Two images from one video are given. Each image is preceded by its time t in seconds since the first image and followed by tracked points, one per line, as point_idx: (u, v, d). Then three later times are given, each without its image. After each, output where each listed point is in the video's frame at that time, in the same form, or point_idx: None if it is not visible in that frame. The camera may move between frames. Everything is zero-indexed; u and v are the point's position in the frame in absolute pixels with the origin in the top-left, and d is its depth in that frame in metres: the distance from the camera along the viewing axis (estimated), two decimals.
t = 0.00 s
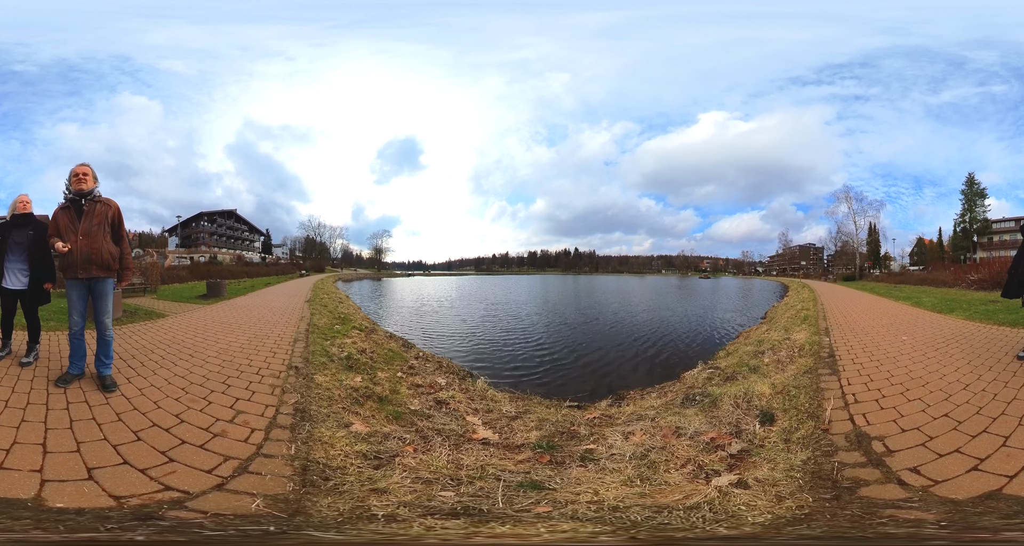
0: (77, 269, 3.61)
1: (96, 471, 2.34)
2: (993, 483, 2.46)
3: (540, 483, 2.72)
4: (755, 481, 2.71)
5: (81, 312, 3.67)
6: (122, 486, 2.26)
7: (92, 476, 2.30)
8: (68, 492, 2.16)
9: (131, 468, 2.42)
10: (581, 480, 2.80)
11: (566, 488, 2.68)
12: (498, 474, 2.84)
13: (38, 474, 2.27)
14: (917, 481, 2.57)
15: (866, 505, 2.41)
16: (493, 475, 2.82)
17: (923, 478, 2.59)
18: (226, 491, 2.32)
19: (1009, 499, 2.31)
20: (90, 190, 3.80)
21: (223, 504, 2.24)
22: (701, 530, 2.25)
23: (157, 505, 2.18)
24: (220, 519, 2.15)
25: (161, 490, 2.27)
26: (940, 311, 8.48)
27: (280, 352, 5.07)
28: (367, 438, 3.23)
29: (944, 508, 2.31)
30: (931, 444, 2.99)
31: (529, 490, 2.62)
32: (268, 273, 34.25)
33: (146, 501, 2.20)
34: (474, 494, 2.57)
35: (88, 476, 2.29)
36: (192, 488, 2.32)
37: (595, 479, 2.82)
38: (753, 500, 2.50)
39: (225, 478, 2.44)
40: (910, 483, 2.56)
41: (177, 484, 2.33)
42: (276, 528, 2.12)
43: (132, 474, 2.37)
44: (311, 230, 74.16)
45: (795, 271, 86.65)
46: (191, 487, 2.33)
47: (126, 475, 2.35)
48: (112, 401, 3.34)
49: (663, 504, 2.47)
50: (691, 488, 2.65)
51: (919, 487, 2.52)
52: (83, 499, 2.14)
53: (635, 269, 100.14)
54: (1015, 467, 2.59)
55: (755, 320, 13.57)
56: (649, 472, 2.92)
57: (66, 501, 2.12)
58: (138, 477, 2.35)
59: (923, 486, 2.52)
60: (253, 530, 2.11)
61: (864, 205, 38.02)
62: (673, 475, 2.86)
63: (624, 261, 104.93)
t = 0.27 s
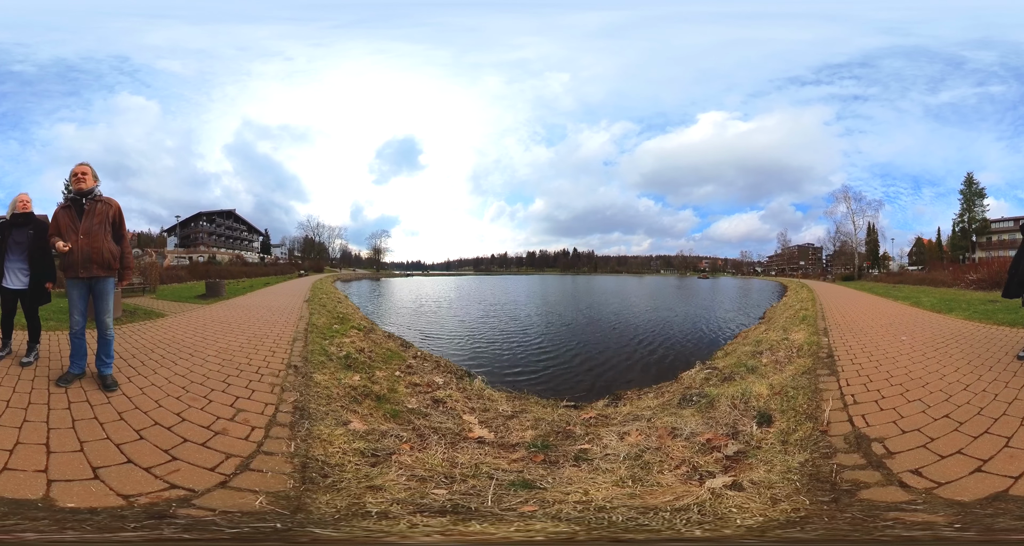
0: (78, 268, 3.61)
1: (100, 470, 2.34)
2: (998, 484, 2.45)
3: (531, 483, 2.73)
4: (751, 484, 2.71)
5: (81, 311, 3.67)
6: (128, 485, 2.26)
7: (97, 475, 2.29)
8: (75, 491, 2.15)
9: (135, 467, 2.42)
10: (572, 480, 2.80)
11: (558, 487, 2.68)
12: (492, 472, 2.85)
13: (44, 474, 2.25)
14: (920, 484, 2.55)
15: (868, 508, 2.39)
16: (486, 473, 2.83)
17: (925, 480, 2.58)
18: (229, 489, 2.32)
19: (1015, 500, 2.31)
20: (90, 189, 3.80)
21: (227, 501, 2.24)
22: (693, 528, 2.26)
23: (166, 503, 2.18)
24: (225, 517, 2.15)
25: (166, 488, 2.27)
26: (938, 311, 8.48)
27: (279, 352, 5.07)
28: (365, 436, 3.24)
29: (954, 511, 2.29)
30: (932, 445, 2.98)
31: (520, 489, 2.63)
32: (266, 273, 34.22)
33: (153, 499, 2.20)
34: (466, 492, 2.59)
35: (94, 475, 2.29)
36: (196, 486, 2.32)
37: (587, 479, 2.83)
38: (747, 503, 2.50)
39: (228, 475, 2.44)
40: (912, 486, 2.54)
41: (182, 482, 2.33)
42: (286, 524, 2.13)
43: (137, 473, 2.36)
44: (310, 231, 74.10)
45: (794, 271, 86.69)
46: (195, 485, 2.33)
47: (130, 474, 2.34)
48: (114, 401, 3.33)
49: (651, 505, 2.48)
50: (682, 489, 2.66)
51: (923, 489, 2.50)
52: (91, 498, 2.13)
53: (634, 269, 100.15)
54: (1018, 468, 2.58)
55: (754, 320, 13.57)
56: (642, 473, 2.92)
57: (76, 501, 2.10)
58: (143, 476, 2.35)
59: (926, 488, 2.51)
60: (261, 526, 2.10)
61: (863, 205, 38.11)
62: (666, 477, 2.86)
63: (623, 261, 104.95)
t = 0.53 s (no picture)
0: (79, 267, 3.61)
1: (104, 469, 2.33)
2: (1003, 486, 2.44)
3: (523, 482, 2.72)
4: (745, 486, 2.69)
5: (81, 311, 3.67)
6: (134, 484, 2.26)
7: (101, 475, 2.29)
8: (82, 491, 2.15)
9: (139, 466, 2.41)
10: (564, 480, 2.79)
11: (549, 487, 2.67)
12: (485, 471, 2.85)
13: (49, 474, 2.24)
14: (924, 486, 2.53)
15: (871, 511, 2.36)
16: (479, 472, 2.83)
17: (929, 482, 2.56)
18: (231, 486, 2.33)
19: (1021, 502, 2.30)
20: (91, 189, 3.80)
21: (230, 499, 2.24)
22: (678, 532, 2.24)
23: (174, 501, 2.18)
24: (230, 515, 2.15)
25: (170, 487, 2.27)
26: (938, 311, 8.46)
27: (278, 351, 5.07)
28: (363, 434, 3.24)
29: (962, 513, 2.28)
30: (933, 446, 2.97)
31: (511, 488, 2.62)
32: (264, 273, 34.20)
33: (160, 497, 2.19)
34: (459, 490, 2.59)
35: (98, 475, 2.28)
36: (199, 483, 2.32)
37: (579, 479, 2.82)
38: (739, 505, 2.47)
39: (231, 473, 2.44)
40: (914, 488, 2.52)
41: (185, 480, 2.34)
42: (291, 522, 2.15)
43: (140, 472, 2.36)
44: (310, 231, 74.17)
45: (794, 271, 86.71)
46: (198, 483, 2.33)
47: (134, 473, 2.34)
48: (115, 400, 3.32)
49: (639, 507, 2.47)
50: (674, 491, 2.65)
51: (927, 490, 2.49)
52: (98, 497, 2.13)
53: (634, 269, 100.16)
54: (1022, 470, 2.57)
55: (752, 320, 13.56)
56: (635, 474, 2.92)
57: (85, 500, 2.10)
58: (147, 474, 2.34)
59: (930, 489, 2.49)
60: (264, 524, 2.12)
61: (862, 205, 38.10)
62: (658, 478, 2.85)
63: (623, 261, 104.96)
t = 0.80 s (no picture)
0: (79, 268, 3.60)
1: (111, 469, 2.32)
2: (1009, 488, 2.43)
3: (513, 481, 2.73)
4: (738, 489, 2.67)
5: (83, 311, 3.67)
6: (142, 483, 2.25)
7: (108, 474, 2.28)
8: (92, 490, 2.15)
9: (144, 465, 2.41)
10: (553, 480, 2.79)
11: (537, 486, 2.67)
12: (478, 469, 2.86)
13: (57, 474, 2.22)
14: (930, 489, 2.51)
15: (873, 515, 2.34)
16: (471, 470, 2.84)
17: (935, 485, 2.54)
18: (236, 483, 2.33)
19: None
20: (92, 189, 3.80)
21: (236, 495, 2.24)
22: (654, 532, 2.23)
23: (186, 498, 2.19)
24: (240, 511, 2.16)
25: (178, 484, 2.27)
26: (937, 312, 8.45)
27: (277, 350, 5.08)
28: (360, 432, 3.25)
29: (976, 515, 2.26)
30: (935, 449, 2.96)
31: (500, 487, 2.62)
32: (262, 273, 34.20)
33: (170, 495, 2.19)
34: (450, 487, 2.60)
35: (106, 474, 2.28)
36: (205, 481, 2.33)
37: (569, 479, 2.82)
38: (726, 508, 2.45)
39: (234, 470, 2.46)
40: (919, 491, 2.49)
41: (191, 477, 2.34)
42: (295, 518, 2.15)
43: (146, 470, 2.36)
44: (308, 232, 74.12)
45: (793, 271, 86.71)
46: (205, 480, 2.33)
47: (140, 472, 2.33)
48: (116, 400, 3.32)
49: (621, 507, 2.46)
50: (662, 492, 2.65)
51: (933, 493, 2.47)
52: (111, 496, 2.12)
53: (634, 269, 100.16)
54: None
55: (750, 320, 13.57)
56: (625, 475, 2.92)
57: (100, 500, 2.09)
58: (153, 473, 2.34)
59: (937, 492, 2.47)
60: (273, 520, 2.12)
61: (860, 205, 38.14)
62: (649, 479, 2.85)
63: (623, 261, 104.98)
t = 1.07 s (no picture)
0: (81, 268, 3.60)
1: (118, 469, 2.32)
2: (1016, 491, 2.41)
3: (503, 479, 2.73)
4: (729, 492, 2.65)
5: (85, 311, 3.67)
6: (150, 481, 2.25)
7: (115, 474, 2.28)
8: (101, 489, 2.14)
9: (150, 463, 2.41)
10: (543, 479, 2.79)
11: (525, 485, 2.67)
12: (470, 467, 2.87)
13: (64, 474, 2.21)
14: (936, 492, 2.50)
15: (873, 520, 2.32)
16: (464, 468, 2.85)
17: (941, 489, 2.53)
18: (240, 481, 2.34)
19: None
20: (93, 189, 3.80)
21: (242, 492, 2.25)
22: (637, 533, 2.22)
23: (196, 495, 2.19)
24: (248, 508, 2.16)
25: (185, 483, 2.27)
26: (935, 312, 8.45)
27: (276, 350, 5.10)
28: (357, 430, 3.25)
29: (992, 518, 2.23)
30: (936, 452, 2.96)
31: (490, 485, 2.62)
32: (260, 273, 34.17)
33: (180, 493, 2.19)
34: (441, 485, 2.61)
35: (113, 473, 2.27)
36: (211, 478, 2.34)
37: (558, 479, 2.82)
38: (711, 511, 2.43)
39: (238, 467, 2.47)
40: (924, 495, 2.48)
41: (197, 475, 2.35)
42: (297, 515, 2.15)
43: (152, 469, 2.36)
44: (307, 232, 74.09)
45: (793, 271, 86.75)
46: (210, 478, 2.34)
47: (147, 471, 2.33)
48: (118, 399, 3.32)
49: (603, 508, 2.46)
50: (650, 494, 2.64)
51: (940, 497, 2.45)
52: (122, 495, 2.12)
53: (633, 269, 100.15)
54: None
55: (748, 320, 13.57)
56: (615, 475, 2.92)
57: (113, 499, 2.08)
58: (159, 471, 2.34)
59: (944, 496, 2.46)
60: (280, 516, 2.12)
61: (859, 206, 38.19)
62: (638, 481, 2.84)
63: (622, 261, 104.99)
